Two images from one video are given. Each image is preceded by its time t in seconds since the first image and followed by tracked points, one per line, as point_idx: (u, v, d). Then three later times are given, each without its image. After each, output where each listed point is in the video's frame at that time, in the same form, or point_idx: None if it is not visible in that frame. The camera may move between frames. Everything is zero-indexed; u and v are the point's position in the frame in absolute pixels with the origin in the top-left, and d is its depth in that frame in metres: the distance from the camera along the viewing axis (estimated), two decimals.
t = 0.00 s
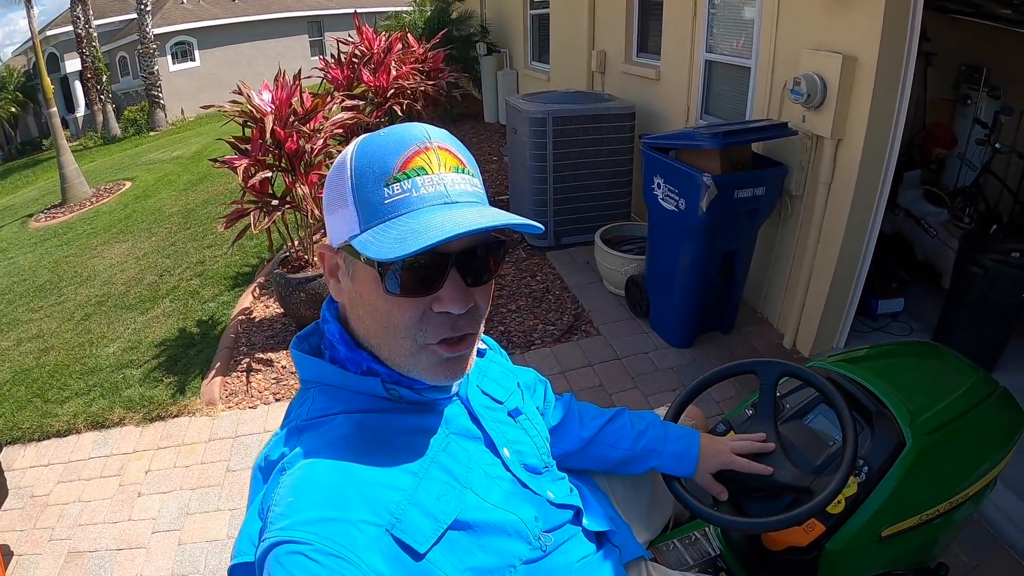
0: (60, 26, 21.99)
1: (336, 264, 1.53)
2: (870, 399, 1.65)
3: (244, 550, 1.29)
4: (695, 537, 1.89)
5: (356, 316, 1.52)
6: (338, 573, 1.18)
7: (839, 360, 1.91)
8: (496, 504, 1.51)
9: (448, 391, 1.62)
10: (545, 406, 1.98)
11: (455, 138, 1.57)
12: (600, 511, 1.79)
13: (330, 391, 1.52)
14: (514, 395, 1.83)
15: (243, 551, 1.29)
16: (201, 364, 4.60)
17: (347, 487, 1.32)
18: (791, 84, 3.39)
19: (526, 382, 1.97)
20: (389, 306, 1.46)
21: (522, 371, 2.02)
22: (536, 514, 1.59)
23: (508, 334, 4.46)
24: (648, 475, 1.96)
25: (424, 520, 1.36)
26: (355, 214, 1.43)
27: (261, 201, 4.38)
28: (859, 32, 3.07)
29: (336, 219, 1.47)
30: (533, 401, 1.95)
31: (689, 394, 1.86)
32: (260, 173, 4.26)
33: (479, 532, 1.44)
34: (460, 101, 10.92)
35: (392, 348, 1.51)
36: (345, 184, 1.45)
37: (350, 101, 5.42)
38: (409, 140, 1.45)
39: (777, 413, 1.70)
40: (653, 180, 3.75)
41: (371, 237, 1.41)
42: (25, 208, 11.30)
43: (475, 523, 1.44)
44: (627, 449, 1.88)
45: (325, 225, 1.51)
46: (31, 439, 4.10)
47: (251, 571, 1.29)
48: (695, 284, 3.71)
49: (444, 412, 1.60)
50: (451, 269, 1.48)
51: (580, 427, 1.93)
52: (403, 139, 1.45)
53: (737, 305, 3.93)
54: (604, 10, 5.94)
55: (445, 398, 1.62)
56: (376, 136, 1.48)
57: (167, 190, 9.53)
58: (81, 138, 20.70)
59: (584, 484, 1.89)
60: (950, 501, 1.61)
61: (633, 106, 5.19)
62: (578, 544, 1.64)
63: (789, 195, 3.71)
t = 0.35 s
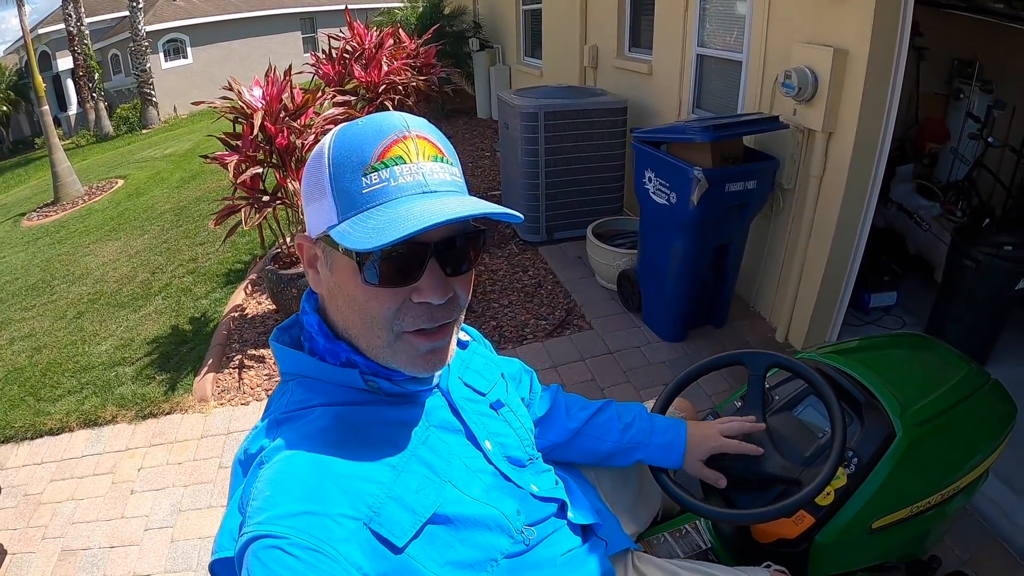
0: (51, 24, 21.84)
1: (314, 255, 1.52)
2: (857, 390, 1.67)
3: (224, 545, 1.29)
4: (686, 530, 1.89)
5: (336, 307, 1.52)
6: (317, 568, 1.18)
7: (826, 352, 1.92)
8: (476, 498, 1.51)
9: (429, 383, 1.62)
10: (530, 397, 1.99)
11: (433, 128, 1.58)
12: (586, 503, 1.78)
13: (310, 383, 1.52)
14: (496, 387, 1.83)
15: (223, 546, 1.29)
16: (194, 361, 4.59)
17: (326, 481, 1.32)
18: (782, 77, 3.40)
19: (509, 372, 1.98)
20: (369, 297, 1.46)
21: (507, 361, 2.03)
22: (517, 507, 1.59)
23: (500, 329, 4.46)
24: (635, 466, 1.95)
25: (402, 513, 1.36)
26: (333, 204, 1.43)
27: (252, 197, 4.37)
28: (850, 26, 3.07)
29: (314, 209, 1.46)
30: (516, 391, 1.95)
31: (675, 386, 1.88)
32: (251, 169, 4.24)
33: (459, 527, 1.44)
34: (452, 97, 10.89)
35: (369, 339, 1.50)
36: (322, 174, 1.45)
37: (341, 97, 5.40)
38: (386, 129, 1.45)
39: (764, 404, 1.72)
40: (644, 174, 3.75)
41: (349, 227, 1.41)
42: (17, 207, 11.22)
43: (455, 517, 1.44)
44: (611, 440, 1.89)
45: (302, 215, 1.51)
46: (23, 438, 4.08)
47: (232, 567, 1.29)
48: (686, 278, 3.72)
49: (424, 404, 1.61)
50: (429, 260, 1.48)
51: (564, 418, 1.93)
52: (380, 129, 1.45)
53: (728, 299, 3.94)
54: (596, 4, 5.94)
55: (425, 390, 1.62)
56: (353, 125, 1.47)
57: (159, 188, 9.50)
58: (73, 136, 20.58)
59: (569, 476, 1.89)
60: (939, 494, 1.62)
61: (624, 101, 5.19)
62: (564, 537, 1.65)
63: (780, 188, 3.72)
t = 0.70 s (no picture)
0: (47, 21, 21.78)
1: (312, 252, 1.52)
2: (854, 387, 1.67)
3: (223, 542, 1.29)
4: (683, 527, 1.89)
5: (334, 305, 1.52)
6: (316, 565, 1.18)
7: (824, 349, 1.92)
8: (473, 495, 1.51)
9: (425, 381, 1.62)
10: (527, 394, 1.99)
11: (433, 126, 1.57)
12: (584, 500, 1.79)
13: (307, 381, 1.52)
14: (492, 385, 1.84)
15: (221, 543, 1.29)
16: (192, 359, 4.59)
17: (323, 478, 1.32)
18: (780, 74, 3.40)
19: (506, 369, 1.98)
20: (367, 296, 1.46)
21: (503, 358, 2.03)
22: (514, 505, 1.59)
23: (498, 326, 4.46)
24: (632, 463, 1.96)
25: (400, 510, 1.36)
26: (333, 201, 1.43)
27: (249, 194, 4.36)
28: (848, 23, 3.07)
29: (314, 206, 1.46)
30: (513, 388, 1.95)
31: (673, 383, 1.88)
32: (248, 167, 4.23)
33: (456, 524, 1.44)
34: (449, 94, 10.87)
35: (368, 337, 1.51)
36: (323, 171, 1.44)
37: (339, 94, 5.39)
38: (387, 127, 1.45)
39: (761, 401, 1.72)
40: (642, 170, 3.75)
41: (349, 224, 1.41)
42: (14, 205, 11.20)
43: (452, 514, 1.44)
44: (608, 437, 1.89)
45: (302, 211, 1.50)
46: (21, 436, 4.08)
47: (230, 565, 1.29)
48: (684, 274, 3.72)
49: (421, 401, 1.61)
50: (429, 258, 1.48)
51: (561, 416, 1.94)
52: (381, 126, 1.45)
53: (726, 296, 3.94)
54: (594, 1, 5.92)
55: (422, 388, 1.62)
56: (354, 122, 1.47)
57: (156, 185, 9.49)
58: (70, 134, 20.53)
59: (566, 472, 1.90)
60: (936, 491, 1.62)
61: (622, 98, 5.19)
62: (561, 534, 1.65)
63: (778, 185, 3.72)
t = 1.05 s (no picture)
0: (49, 17, 21.76)
1: (313, 253, 1.52)
2: (857, 389, 1.66)
3: (225, 546, 1.30)
4: (685, 527, 1.89)
5: (335, 307, 1.52)
6: (317, 569, 1.18)
7: (826, 350, 1.92)
8: (474, 498, 1.51)
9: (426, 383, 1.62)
10: (530, 394, 1.99)
11: (434, 127, 1.57)
12: (585, 502, 1.78)
13: (310, 383, 1.52)
14: (494, 387, 1.84)
15: (223, 547, 1.29)
16: (193, 356, 4.59)
17: (325, 480, 1.32)
18: (783, 73, 3.39)
19: (508, 371, 1.97)
20: (368, 297, 1.46)
21: (507, 359, 2.03)
22: (515, 508, 1.59)
23: (499, 324, 4.46)
24: (635, 464, 1.95)
25: (401, 514, 1.36)
26: (335, 200, 1.43)
27: (250, 192, 4.35)
28: (851, 22, 3.06)
29: (315, 206, 1.46)
30: (515, 390, 1.95)
31: (675, 384, 1.88)
32: (250, 164, 4.22)
33: (457, 527, 1.44)
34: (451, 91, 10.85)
35: (369, 338, 1.50)
36: (324, 171, 1.44)
37: (340, 91, 5.38)
38: (388, 128, 1.45)
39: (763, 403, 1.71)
40: (644, 169, 3.74)
41: (350, 224, 1.41)
42: (16, 201, 11.21)
43: (453, 517, 1.44)
44: (614, 439, 1.88)
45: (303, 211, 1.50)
46: (23, 434, 4.09)
47: (232, 567, 1.30)
48: (686, 273, 3.71)
49: (422, 404, 1.61)
50: (430, 258, 1.47)
51: (565, 417, 1.93)
52: (382, 127, 1.45)
53: (727, 295, 3.94)
54: None
55: (424, 390, 1.62)
56: (355, 122, 1.47)
57: (158, 182, 9.48)
58: (72, 130, 20.54)
59: (569, 474, 1.89)
60: (938, 493, 1.62)
61: (624, 95, 5.17)
62: (562, 537, 1.65)
63: (780, 184, 3.71)
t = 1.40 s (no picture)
0: (58, 12, 21.83)
1: (325, 253, 1.50)
2: (865, 395, 1.66)
3: (231, 547, 1.30)
4: (689, 530, 1.90)
5: (350, 307, 1.51)
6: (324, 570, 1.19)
7: (834, 356, 1.91)
8: (480, 500, 1.51)
9: (433, 385, 1.62)
10: (537, 397, 1.99)
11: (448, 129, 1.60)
12: (590, 506, 1.79)
13: (317, 385, 1.52)
14: (499, 389, 1.83)
15: (230, 548, 1.29)
16: (198, 351, 4.60)
17: (331, 482, 1.33)
18: (792, 74, 3.37)
19: (513, 374, 1.98)
20: (391, 293, 1.45)
21: (514, 362, 2.03)
22: (520, 511, 1.59)
23: (505, 323, 4.45)
24: (641, 468, 1.95)
25: (406, 515, 1.36)
26: (358, 197, 1.42)
27: (257, 188, 4.35)
28: (861, 24, 3.05)
29: (333, 205, 1.44)
30: (521, 393, 1.95)
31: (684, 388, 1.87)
32: (257, 160, 4.23)
33: (461, 529, 1.44)
34: (458, 89, 10.85)
35: (389, 335, 1.50)
36: (343, 170, 1.43)
37: (348, 88, 5.39)
38: (411, 127, 1.47)
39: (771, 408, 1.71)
40: (652, 170, 3.73)
41: (379, 221, 1.40)
42: (24, 194, 11.27)
43: (459, 520, 1.44)
44: (621, 442, 1.88)
45: (314, 212, 1.47)
46: (28, 427, 4.11)
47: (238, 569, 1.29)
48: (693, 275, 3.70)
49: (429, 405, 1.61)
50: (456, 254, 1.49)
51: (572, 420, 1.93)
52: (405, 126, 1.46)
53: (734, 297, 3.93)
54: None
55: (431, 392, 1.62)
56: (372, 122, 1.47)
57: (165, 176, 9.51)
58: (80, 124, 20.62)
59: (574, 478, 1.89)
60: (944, 500, 1.61)
61: (633, 95, 5.16)
62: (567, 540, 1.64)
63: (789, 186, 3.70)
